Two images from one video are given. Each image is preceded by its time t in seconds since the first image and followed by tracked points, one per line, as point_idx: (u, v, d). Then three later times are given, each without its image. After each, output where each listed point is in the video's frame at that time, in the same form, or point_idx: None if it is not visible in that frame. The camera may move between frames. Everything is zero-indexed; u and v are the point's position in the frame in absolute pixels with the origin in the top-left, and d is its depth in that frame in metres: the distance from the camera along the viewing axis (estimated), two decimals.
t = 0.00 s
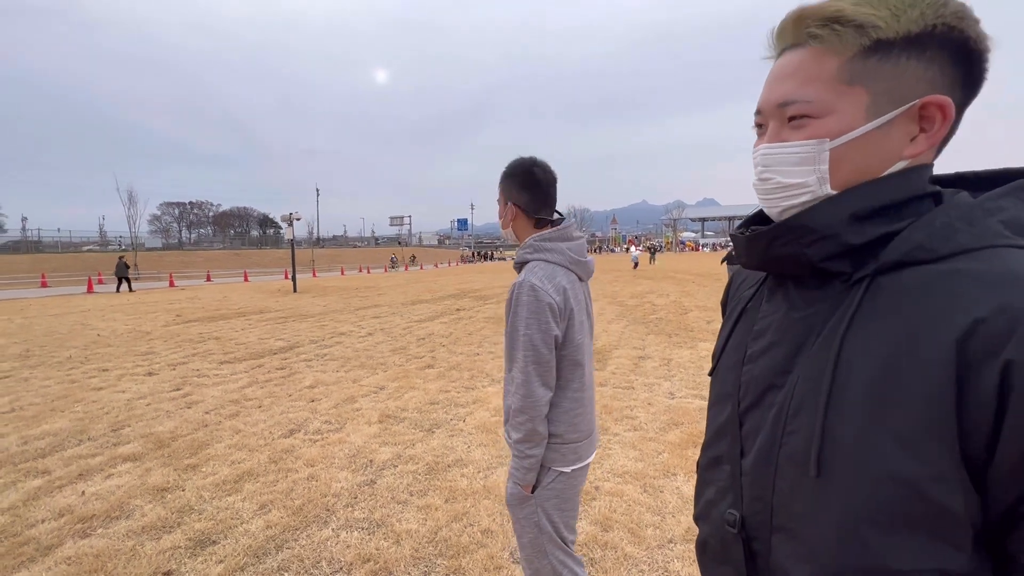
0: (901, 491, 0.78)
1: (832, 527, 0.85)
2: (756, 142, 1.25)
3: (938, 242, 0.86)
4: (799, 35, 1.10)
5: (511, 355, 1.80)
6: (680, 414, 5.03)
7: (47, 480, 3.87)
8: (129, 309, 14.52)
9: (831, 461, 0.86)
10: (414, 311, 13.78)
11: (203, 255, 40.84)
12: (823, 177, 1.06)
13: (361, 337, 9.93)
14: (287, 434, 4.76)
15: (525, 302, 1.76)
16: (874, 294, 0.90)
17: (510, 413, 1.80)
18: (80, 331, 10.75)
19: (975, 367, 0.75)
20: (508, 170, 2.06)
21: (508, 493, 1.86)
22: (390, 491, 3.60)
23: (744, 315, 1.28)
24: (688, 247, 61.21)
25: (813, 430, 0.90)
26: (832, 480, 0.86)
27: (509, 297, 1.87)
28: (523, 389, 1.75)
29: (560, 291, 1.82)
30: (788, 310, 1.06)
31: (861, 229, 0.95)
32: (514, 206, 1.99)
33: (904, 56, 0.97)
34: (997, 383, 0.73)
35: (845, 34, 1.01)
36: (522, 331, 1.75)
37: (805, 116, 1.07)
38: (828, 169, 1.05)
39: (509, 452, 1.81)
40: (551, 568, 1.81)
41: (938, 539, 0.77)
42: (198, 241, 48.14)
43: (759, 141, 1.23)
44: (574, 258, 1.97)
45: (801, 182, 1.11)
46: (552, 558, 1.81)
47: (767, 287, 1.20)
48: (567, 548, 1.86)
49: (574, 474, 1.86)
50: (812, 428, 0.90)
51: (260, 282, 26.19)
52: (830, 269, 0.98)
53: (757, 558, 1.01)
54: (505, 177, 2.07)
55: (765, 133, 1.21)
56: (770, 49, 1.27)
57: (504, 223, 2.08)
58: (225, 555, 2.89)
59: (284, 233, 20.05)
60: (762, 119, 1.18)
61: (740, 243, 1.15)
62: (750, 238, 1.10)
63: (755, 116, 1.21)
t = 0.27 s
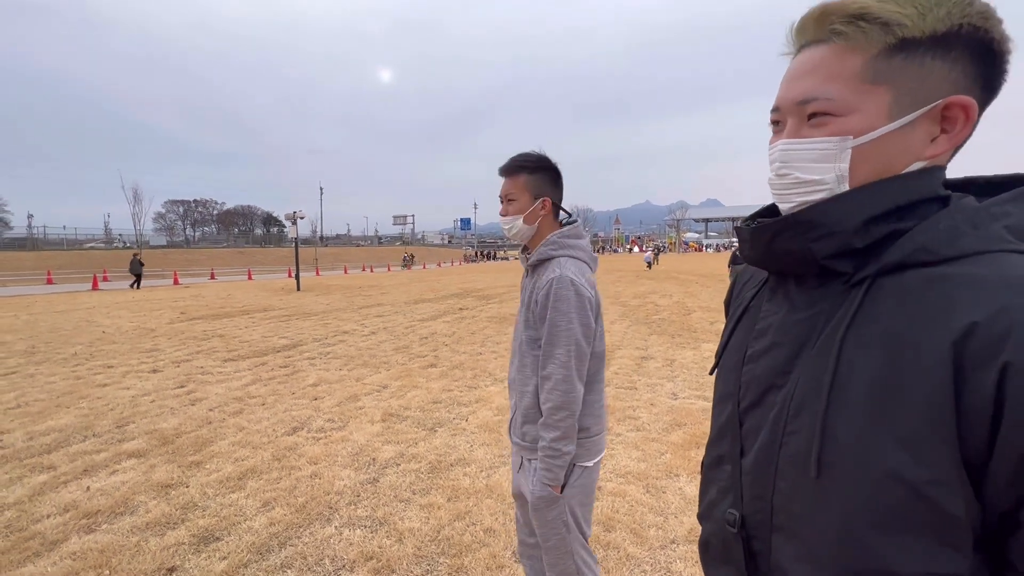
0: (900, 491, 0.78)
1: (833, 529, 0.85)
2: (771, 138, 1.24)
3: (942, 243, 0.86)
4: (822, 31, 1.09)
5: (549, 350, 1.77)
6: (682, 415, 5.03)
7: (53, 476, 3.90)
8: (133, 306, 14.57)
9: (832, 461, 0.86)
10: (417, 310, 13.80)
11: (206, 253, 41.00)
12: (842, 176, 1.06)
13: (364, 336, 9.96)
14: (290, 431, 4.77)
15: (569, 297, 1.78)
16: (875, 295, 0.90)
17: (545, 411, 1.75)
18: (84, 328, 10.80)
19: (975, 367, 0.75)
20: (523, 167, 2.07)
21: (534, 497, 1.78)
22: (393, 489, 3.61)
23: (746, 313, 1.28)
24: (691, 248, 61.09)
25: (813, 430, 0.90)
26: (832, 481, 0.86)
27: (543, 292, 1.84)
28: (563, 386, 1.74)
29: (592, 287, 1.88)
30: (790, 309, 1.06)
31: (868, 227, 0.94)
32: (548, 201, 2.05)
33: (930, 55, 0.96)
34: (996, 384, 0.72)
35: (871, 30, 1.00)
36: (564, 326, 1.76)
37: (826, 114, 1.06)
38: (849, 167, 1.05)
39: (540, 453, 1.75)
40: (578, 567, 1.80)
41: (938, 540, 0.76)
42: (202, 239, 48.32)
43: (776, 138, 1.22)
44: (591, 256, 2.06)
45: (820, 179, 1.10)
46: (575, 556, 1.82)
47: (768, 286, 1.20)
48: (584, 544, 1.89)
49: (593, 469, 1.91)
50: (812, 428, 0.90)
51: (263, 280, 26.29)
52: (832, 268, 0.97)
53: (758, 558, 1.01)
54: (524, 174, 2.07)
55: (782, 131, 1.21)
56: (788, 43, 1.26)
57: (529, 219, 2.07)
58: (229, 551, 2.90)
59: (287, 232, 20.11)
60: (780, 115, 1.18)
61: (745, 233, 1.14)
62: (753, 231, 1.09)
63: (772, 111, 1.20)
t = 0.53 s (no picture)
0: (910, 502, 0.77)
1: (842, 539, 0.84)
2: (755, 147, 1.23)
3: (953, 251, 0.85)
4: (796, 38, 1.08)
5: (578, 346, 1.77)
6: (685, 415, 5.02)
7: (57, 471, 3.91)
8: (137, 303, 14.63)
9: (842, 470, 0.86)
10: (419, 309, 13.81)
11: (210, 250, 41.09)
12: (830, 182, 1.05)
13: (367, 334, 9.98)
14: (293, 429, 4.78)
15: (599, 295, 1.80)
16: (887, 303, 0.89)
17: (574, 409, 1.74)
18: (89, 324, 10.84)
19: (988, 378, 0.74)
20: (543, 163, 2.07)
21: (559, 497, 1.77)
22: (396, 487, 3.61)
23: (754, 319, 1.27)
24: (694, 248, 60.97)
25: (823, 438, 0.90)
26: (842, 490, 0.85)
27: (570, 288, 1.83)
28: (593, 384, 1.75)
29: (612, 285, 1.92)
30: (799, 317, 1.05)
31: (874, 239, 0.93)
32: (567, 200, 2.07)
33: (909, 57, 0.96)
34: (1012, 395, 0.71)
35: (847, 34, 1.00)
36: (594, 324, 1.78)
37: (809, 121, 1.05)
38: (836, 174, 1.04)
39: (568, 453, 1.73)
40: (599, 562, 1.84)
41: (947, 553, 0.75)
42: (205, 236, 48.45)
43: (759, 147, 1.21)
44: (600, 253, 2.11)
45: (808, 187, 1.09)
46: (597, 551, 1.84)
47: (776, 294, 1.19)
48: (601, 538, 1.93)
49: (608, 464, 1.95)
50: (823, 436, 0.89)
51: (266, 278, 26.35)
52: (842, 279, 0.96)
53: (765, 566, 1.00)
54: (546, 170, 2.07)
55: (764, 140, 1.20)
56: (763, 50, 1.25)
57: (549, 217, 2.05)
58: (232, 548, 2.91)
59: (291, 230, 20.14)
60: (761, 124, 1.16)
61: (751, 250, 1.13)
62: (759, 249, 1.09)
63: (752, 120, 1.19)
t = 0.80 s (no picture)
0: (905, 503, 0.76)
1: (839, 541, 0.83)
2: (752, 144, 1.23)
3: (947, 250, 0.84)
4: (794, 36, 1.09)
5: (591, 346, 1.77)
6: (687, 415, 5.02)
7: (61, 467, 3.93)
8: (140, 300, 14.67)
9: (840, 473, 0.85)
10: (421, 308, 13.82)
11: (213, 248, 41.20)
12: (823, 178, 1.05)
13: (369, 333, 9.99)
14: (295, 427, 4.79)
15: (610, 295, 1.80)
16: (883, 303, 0.88)
17: (585, 409, 1.73)
18: (93, 321, 10.88)
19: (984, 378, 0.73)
20: (558, 162, 2.08)
21: (566, 499, 1.77)
22: (397, 486, 3.62)
23: (753, 321, 1.27)
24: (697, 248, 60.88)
25: (822, 441, 0.89)
26: (840, 491, 0.84)
27: (583, 287, 1.83)
28: (604, 384, 1.75)
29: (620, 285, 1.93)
30: (796, 318, 1.05)
31: (866, 240, 0.93)
32: (578, 201, 2.09)
33: (904, 57, 0.96)
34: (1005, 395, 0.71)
35: (843, 32, 1.00)
36: (605, 324, 1.78)
37: (803, 118, 1.05)
38: (830, 170, 1.03)
39: (577, 454, 1.73)
40: (603, 562, 1.86)
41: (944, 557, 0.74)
42: (208, 234, 48.59)
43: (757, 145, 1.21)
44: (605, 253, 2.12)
45: (801, 184, 1.09)
46: (602, 552, 1.86)
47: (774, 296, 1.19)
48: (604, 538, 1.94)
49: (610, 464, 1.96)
50: (821, 437, 0.89)
51: (269, 276, 26.41)
52: (837, 280, 0.96)
53: (764, 570, 1.00)
54: (560, 170, 2.07)
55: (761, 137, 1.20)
56: (764, 51, 1.26)
57: (561, 216, 2.05)
58: (235, 545, 2.92)
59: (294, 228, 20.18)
60: (758, 122, 1.17)
61: (745, 252, 1.13)
62: (754, 252, 1.09)
63: (750, 118, 1.19)
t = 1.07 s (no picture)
0: (895, 506, 0.76)
1: (828, 541, 0.83)
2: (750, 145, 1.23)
3: (944, 254, 0.83)
4: (792, 38, 1.09)
5: (594, 347, 1.77)
6: (689, 415, 5.02)
7: (64, 464, 3.95)
8: (144, 298, 14.72)
9: (831, 474, 0.85)
10: (424, 307, 13.84)
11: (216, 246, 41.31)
12: (819, 178, 1.05)
13: (371, 331, 10.01)
14: (297, 425, 4.81)
15: (613, 296, 1.80)
16: (879, 306, 0.88)
17: (586, 411, 1.73)
18: (97, 319, 10.92)
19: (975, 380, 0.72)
20: (565, 163, 2.08)
21: (566, 501, 1.77)
22: (399, 484, 3.63)
23: (754, 323, 1.26)
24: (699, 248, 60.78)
25: (814, 442, 0.89)
26: (831, 492, 0.84)
27: (586, 287, 1.83)
28: (606, 385, 1.75)
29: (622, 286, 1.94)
30: (794, 321, 1.04)
31: (861, 242, 0.93)
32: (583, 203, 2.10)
33: (900, 59, 0.96)
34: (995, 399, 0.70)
35: (840, 34, 1.00)
36: (608, 324, 1.78)
37: (800, 119, 1.05)
38: (826, 171, 1.03)
39: (577, 456, 1.72)
40: (601, 564, 1.86)
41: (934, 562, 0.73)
42: (211, 233, 48.72)
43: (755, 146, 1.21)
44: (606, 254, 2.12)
45: (798, 184, 1.09)
46: (600, 553, 1.86)
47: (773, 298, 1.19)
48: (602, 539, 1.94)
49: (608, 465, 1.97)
50: (814, 438, 0.89)
51: (272, 274, 26.47)
52: (833, 282, 0.96)
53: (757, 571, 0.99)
54: (567, 171, 2.08)
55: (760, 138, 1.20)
56: (764, 54, 1.26)
57: (568, 217, 2.05)
58: (237, 542, 2.93)
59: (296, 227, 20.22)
60: (755, 123, 1.16)
61: (743, 254, 1.13)
62: (750, 254, 1.09)
63: (747, 120, 1.19)
